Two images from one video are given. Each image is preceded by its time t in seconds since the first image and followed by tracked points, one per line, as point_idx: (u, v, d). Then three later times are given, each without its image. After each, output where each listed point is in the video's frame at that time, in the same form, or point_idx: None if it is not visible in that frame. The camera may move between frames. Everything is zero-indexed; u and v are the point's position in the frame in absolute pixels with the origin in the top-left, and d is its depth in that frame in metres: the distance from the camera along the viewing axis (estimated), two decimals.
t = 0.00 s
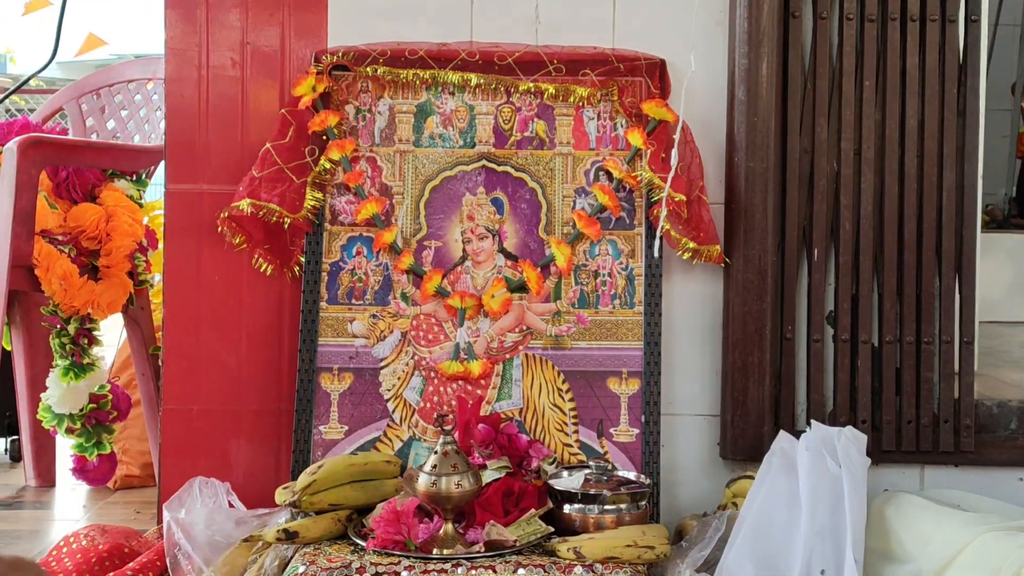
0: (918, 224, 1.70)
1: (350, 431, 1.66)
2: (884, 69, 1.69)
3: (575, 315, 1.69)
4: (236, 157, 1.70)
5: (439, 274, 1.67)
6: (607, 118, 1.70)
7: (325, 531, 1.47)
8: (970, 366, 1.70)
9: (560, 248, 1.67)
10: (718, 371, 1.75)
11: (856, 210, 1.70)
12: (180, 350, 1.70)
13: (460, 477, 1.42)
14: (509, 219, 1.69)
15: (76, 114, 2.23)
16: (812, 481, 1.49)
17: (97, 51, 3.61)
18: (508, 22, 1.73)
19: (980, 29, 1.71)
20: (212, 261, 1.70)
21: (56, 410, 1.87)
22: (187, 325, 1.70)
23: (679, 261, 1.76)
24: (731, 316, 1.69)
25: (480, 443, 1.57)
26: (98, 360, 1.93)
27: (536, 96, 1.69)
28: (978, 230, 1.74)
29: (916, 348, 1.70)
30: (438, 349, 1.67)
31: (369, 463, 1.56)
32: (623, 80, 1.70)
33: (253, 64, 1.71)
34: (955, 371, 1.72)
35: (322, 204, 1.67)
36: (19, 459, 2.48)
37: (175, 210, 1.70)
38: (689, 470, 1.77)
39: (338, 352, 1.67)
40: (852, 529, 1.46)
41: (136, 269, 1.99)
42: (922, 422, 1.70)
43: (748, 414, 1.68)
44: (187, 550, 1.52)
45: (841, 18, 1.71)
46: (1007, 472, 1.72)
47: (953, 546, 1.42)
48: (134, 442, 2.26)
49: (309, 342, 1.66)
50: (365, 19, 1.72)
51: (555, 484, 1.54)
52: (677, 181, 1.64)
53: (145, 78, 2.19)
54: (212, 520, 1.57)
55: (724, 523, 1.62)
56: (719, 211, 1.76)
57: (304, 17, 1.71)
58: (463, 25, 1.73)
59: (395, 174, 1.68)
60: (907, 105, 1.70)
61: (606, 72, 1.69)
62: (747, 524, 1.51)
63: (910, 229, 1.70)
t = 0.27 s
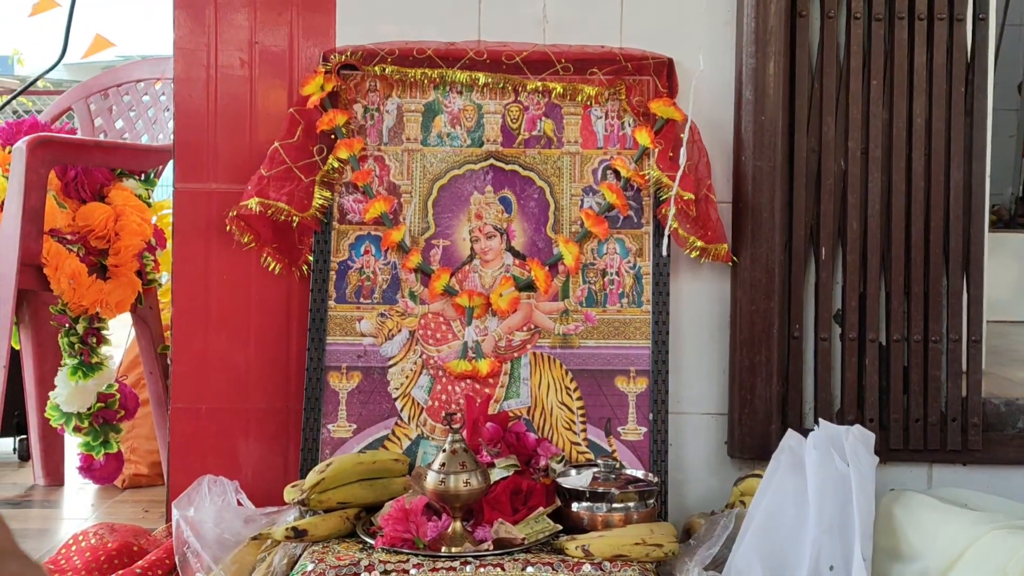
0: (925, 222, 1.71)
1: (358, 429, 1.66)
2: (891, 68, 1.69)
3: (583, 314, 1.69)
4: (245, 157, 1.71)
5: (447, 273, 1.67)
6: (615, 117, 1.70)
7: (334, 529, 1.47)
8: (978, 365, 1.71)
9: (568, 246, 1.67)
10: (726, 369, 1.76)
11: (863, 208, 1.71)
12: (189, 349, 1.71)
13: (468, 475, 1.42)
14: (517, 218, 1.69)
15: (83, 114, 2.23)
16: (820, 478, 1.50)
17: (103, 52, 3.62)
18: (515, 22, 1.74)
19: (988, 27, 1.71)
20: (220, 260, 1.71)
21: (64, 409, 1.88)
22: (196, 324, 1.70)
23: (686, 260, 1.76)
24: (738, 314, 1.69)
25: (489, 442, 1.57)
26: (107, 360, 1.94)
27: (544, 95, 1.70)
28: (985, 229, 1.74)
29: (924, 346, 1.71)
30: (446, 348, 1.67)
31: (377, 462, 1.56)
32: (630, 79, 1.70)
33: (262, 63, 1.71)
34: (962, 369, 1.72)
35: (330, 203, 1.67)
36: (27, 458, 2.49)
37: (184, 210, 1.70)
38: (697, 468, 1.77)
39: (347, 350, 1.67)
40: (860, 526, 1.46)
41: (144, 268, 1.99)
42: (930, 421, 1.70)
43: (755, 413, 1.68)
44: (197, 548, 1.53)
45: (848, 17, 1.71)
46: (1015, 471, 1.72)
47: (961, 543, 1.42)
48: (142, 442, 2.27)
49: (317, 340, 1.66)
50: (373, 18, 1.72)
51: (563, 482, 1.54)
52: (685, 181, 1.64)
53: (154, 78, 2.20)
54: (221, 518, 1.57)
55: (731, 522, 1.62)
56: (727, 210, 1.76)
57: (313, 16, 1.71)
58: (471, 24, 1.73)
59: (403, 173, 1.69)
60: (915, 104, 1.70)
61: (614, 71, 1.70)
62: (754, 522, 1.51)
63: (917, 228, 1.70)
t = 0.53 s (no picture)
0: (928, 222, 1.70)
1: (359, 429, 1.66)
2: (893, 66, 1.69)
3: (584, 313, 1.69)
4: (246, 156, 1.71)
5: (448, 272, 1.67)
6: (617, 116, 1.69)
7: (334, 529, 1.47)
8: (981, 365, 1.70)
9: (570, 246, 1.67)
10: (728, 369, 1.75)
11: (866, 207, 1.70)
12: (191, 348, 1.70)
13: (469, 475, 1.42)
14: (519, 217, 1.69)
15: (85, 113, 2.24)
16: (822, 479, 1.49)
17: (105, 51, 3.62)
18: (517, 21, 1.73)
19: (990, 26, 1.70)
20: (222, 260, 1.70)
21: (66, 408, 1.87)
22: (197, 323, 1.70)
23: (688, 260, 1.75)
24: (741, 314, 1.68)
25: (490, 442, 1.57)
26: (108, 358, 1.94)
27: (546, 94, 1.69)
28: (988, 228, 1.73)
29: (926, 346, 1.70)
30: (447, 348, 1.67)
31: (378, 462, 1.56)
32: (632, 77, 1.70)
33: (263, 62, 1.71)
34: (966, 370, 1.72)
35: (331, 202, 1.67)
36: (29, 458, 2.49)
37: (185, 209, 1.70)
38: (699, 469, 1.77)
39: (348, 350, 1.67)
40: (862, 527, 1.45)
41: (145, 267, 1.99)
42: (933, 421, 1.69)
43: (758, 412, 1.67)
44: (197, 548, 1.52)
45: (851, 16, 1.70)
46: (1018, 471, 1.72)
47: (965, 544, 1.41)
48: (144, 442, 2.26)
49: (318, 340, 1.66)
50: (374, 17, 1.72)
51: (564, 483, 1.54)
52: (687, 180, 1.64)
53: (156, 77, 2.20)
54: (222, 519, 1.57)
55: (733, 523, 1.61)
56: (729, 209, 1.76)
57: (314, 15, 1.71)
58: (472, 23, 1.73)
59: (404, 172, 1.68)
60: (917, 103, 1.69)
61: (616, 69, 1.69)
62: (757, 523, 1.50)
63: (919, 227, 1.69)
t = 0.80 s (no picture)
0: (928, 223, 1.69)
1: (355, 431, 1.65)
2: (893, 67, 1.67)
3: (582, 315, 1.67)
4: (242, 156, 1.69)
5: (445, 274, 1.66)
6: (615, 116, 1.68)
7: (330, 533, 1.46)
8: (981, 367, 1.69)
9: (567, 247, 1.66)
10: (726, 371, 1.74)
11: (865, 208, 1.69)
12: (186, 349, 1.69)
13: (465, 478, 1.40)
14: (516, 218, 1.68)
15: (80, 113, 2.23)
16: (821, 481, 1.48)
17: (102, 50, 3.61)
18: (515, 20, 1.72)
19: (991, 26, 1.69)
20: (217, 261, 1.69)
21: (60, 411, 1.86)
22: (192, 324, 1.69)
23: (687, 261, 1.74)
24: (739, 315, 1.67)
25: (487, 444, 1.55)
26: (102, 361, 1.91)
27: (543, 94, 1.68)
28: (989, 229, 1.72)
29: (926, 348, 1.69)
30: (444, 349, 1.66)
31: (373, 464, 1.55)
32: (630, 77, 1.68)
33: (259, 62, 1.70)
34: (966, 372, 1.70)
35: (327, 203, 1.66)
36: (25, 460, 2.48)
37: (179, 209, 1.69)
38: (697, 471, 1.75)
39: (344, 352, 1.66)
40: (861, 530, 1.43)
41: (141, 268, 1.99)
42: (933, 424, 1.68)
43: (756, 415, 1.66)
44: (191, 551, 1.51)
45: (850, 16, 1.69)
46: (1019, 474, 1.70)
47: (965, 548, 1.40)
48: (139, 443, 2.25)
49: (314, 341, 1.65)
50: (370, 16, 1.71)
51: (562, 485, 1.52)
52: (684, 181, 1.62)
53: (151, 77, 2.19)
54: (216, 522, 1.57)
55: (732, 526, 1.60)
56: (728, 210, 1.74)
57: (310, 14, 1.70)
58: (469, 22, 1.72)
59: (401, 173, 1.67)
60: (918, 103, 1.68)
61: (613, 69, 1.68)
62: (755, 526, 1.49)
63: (919, 228, 1.68)
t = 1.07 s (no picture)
0: (926, 227, 1.69)
1: (355, 434, 1.65)
2: (891, 71, 1.68)
3: (581, 319, 1.68)
4: (242, 160, 1.70)
5: (444, 277, 1.66)
6: (614, 120, 1.69)
7: (329, 536, 1.46)
8: (979, 371, 1.69)
9: (566, 250, 1.66)
10: (725, 375, 1.74)
11: (863, 213, 1.69)
12: (186, 352, 1.70)
13: (465, 482, 1.41)
14: (515, 222, 1.68)
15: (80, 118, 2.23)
16: (819, 485, 1.48)
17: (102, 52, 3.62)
18: (514, 25, 1.72)
19: (989, 31, 1.69)
20: (217, 264, 1.70)
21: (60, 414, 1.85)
22: (192, 327, 1.69)
23: (686, 265, 1.75)
24: (737, 319, 1.67)
25: (486, 448, 1.56)
26: (103, 363, 1.91)
27: (542, 99, 1.68)
28: (987, 234, 1.72)
29: (924, 352, 1.69)
30: (443, 353, 1.66)
31: (373, 468, 1.55)
32: (629, 82, 1.69)
33: (258, 66, 1.70)
34: (964, 376, 1.71)
35: (327, 207, 1.66)
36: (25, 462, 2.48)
37: (180, 213, 1.69)
38: (696, 475, 1.76)
39: (343, 355, 1.66)
40: (859, 532, 1.44)
41: (141, 272, 1.99)
42: (931, 427, 1.68)
43: (755, 418, 1.66)
44: (191, 555, 1.51)
45: (848, 21, 1.70)
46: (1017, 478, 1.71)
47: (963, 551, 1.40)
48: (139, 446, 2.26)
49: (314, 345, 1.65)
50: (370, 21, 1.71)
51: (561, 489, 1.52)
52: (683, 185, 1.62)
53: (150, 80, 2.20)
54: (216, 525, 1.57)
55: (730, 529, 1.60)
56: (726, 214, 1.75)
57: (310, 19, 1.70)
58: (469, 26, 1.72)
59: (400, 177, 1.68)
60: (916, 108, 1.68)
61: (612, 74, 1.69)
62: (753, 529, 1.50)
63: (917, 232, 1.68)
